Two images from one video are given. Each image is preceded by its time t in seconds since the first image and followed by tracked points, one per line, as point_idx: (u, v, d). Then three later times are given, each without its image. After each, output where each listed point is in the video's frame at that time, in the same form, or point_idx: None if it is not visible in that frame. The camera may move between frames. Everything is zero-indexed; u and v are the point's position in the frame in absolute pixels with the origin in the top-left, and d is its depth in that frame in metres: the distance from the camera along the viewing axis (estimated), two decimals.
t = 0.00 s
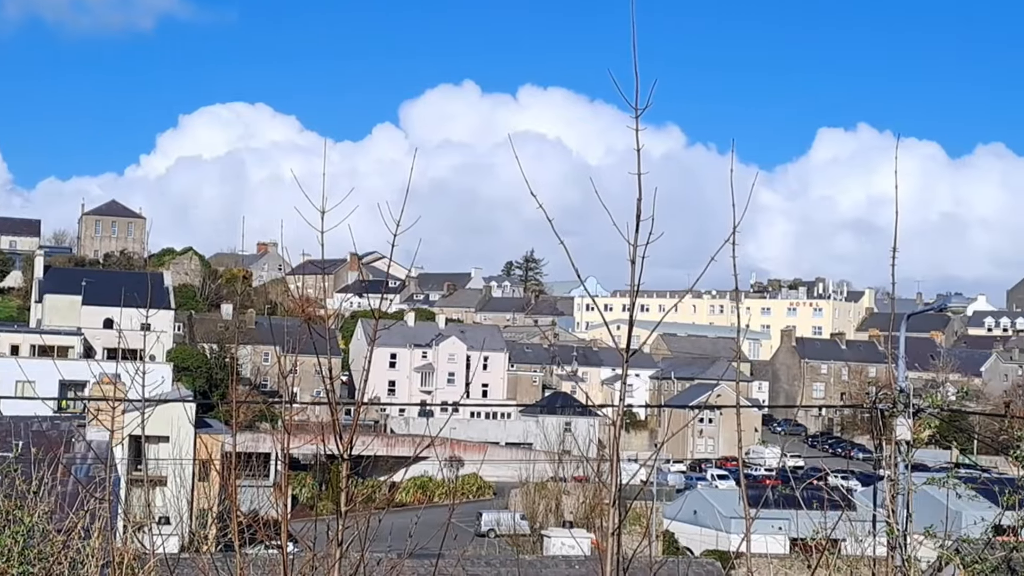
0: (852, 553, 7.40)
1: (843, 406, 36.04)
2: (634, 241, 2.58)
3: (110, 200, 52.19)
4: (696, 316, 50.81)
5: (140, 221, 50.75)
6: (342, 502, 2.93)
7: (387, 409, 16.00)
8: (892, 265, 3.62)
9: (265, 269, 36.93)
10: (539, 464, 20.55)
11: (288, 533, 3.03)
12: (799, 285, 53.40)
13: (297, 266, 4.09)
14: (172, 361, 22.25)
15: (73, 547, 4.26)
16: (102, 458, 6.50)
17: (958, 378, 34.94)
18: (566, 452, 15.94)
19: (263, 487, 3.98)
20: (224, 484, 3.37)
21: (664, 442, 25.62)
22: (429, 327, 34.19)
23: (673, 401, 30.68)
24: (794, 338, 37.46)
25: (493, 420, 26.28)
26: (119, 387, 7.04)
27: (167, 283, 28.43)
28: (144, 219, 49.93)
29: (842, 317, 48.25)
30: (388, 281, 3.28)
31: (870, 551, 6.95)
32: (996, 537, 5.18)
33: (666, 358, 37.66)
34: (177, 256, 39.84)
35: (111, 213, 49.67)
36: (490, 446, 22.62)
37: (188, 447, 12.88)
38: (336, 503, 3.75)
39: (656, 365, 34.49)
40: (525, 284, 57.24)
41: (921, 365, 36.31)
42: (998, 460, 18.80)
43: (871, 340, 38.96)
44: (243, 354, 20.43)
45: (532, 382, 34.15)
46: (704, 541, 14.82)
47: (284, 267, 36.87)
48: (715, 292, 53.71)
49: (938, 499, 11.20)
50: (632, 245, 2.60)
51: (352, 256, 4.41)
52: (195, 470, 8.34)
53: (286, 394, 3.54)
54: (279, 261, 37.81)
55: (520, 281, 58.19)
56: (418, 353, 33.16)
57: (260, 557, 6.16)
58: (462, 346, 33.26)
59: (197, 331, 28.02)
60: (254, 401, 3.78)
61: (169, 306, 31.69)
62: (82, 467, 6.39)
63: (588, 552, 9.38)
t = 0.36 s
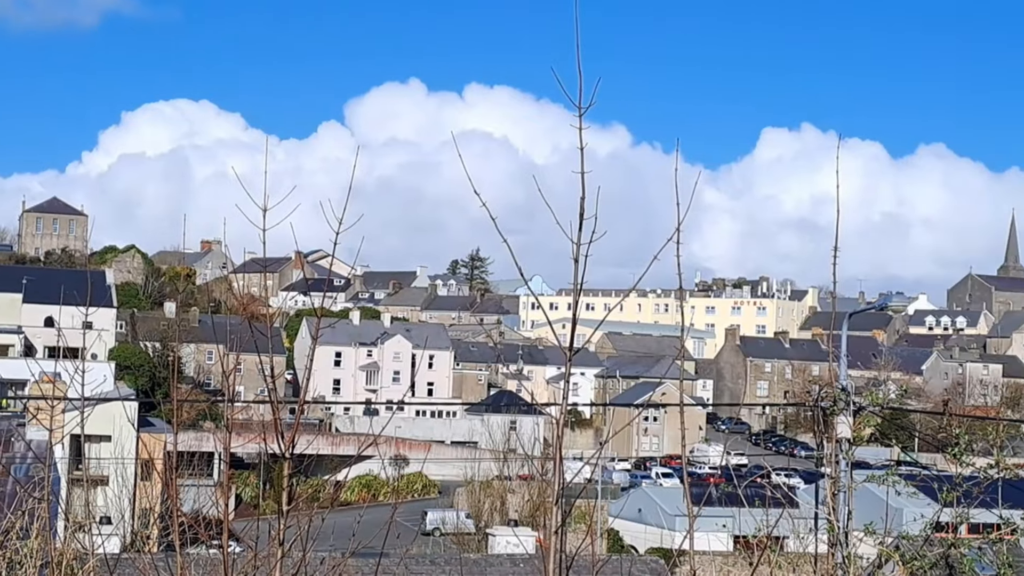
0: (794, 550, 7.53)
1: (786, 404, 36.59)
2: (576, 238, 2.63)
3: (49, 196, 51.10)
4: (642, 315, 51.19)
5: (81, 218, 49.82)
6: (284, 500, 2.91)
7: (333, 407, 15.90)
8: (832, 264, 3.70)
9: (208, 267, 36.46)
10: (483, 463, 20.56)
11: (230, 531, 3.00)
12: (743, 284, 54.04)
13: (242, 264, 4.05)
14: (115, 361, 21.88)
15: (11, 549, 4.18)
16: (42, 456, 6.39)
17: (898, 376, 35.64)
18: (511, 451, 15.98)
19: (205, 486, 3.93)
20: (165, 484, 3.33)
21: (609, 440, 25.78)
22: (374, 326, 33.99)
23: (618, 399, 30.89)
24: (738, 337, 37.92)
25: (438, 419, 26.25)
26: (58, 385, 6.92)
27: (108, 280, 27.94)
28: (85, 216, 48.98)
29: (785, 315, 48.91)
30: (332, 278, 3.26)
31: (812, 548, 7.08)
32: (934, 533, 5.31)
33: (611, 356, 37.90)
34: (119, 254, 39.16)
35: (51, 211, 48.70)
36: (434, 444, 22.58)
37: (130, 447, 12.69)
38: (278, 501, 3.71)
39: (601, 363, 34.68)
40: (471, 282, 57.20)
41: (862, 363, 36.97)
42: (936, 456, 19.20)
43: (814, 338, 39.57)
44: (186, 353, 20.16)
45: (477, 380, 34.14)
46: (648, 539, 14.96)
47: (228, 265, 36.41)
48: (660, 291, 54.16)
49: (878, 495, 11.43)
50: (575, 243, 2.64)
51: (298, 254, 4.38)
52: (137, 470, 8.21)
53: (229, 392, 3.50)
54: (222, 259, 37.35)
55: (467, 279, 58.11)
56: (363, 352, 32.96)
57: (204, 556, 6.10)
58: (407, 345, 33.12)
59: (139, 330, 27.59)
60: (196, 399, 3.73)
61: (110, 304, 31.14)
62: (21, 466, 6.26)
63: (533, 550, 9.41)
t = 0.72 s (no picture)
0: (747, 547, 7.60)
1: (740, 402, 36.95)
2: (531, 238, 2.66)
3: None
4: (598, 313, 51.41)
5: (32, 214, 49.03)
6: (237, 499, 2.88)
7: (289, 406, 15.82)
8: (786, 264, 3.77)
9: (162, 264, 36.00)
10: (440, 461, 20.53)
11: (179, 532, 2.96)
12: (699, 282, 54.50)
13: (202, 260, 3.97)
14: (67, 359, 21.53)
15: None
16: None
17: (851, 374, 36.16)
18: (468, 448, 15.99)
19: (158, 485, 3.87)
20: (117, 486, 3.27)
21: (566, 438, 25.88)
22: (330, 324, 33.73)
23: (574, 398, 31.00)
24: (693, 335, 38.23)
25: (394, 417, 26.18)
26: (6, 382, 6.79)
27: (60, 277, 27.48)
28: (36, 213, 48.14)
29: (741, 314, 49.35)
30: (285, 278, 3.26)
31: (766, 546, 7.16)
32: (888, 531, 5.39)
33: (567, 354, 38.02)
34: (72, 251, 38.54)
35: (2, 207, 47.88)
36: (390, 442, 22.50)
37: (84, 445, 12.52)
38: (232, 503, 3.67)
39: (557, 361, 34.78)
40: (428, 281, 57.06)
41: (815, 361, 37.44)
42: (889, 453, 19.50)
43: (768, 336, 39.99)
44: (140, 351, 19.92)
45: (433, 378, 34.07)
46: (603, 537, 15.02)
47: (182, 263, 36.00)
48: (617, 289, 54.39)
49: (831, 493, 11.61)
50: (531, 241, 2.66)
51: (253, 254, 4.31)
52: (90, 468, 8.09)
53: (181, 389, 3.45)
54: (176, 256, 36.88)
55: (423, 277, 57.94)
56: (318, 350, 32.73)
57: (156, 555, 6.04)
58: (364, 342, 32.96)
59: (92, 327, 27.18)
60: (147, 396, 3.67)
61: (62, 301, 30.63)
62: None
63: (490, 549, 9.44)
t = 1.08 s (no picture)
0: (691, 545, 7.67)
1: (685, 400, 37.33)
2: (477, 236, 2.65)
3: None
4: (544, 310, 51.57)
5: None
6: (177, 498, 2.85)
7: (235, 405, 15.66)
8: (727, 265, 3.83)
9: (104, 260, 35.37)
10: (385, 459, 20.44)
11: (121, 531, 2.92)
12: (644, 281, 54.94)
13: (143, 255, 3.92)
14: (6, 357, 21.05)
15: None
16: None
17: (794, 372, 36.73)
18: (413, 446, 15.95)
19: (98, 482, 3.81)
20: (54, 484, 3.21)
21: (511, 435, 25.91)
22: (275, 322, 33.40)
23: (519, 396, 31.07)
24: (639, 333, 38.53)
25: (339, 415, 26.00)
26: None
27: None
28: None
29: (687, 312, 49.80)
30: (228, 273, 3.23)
31: (709, 542, 7.23)
32: (828, 528, 5.48)
33: (514, 352, 38.08)
34: (10, 246, 37.69)
35: None
36: (335, 441, 22.32)
37: (26, 444, 12.26)
38: (173, 501, 3.62)
39: (502, 359, 34.81)
40: (374, 278, 56.70)
41: (759, 360, 37.97)
42: (830, 450, 19.85)
43: (713, 335, 40.45)
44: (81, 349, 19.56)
45: (379, 376, 33.89)
46: (548, 535, 14.98)
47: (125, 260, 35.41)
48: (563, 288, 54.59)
49: (774, 489, 11.79)
50: (475, 239, 2.66)
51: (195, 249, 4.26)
52: (29, 469, 7.92)
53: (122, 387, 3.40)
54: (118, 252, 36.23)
55: (369, 275, 57.64)
56: (263, 348, 32.38)
57: (94, 557, 5.95)
58: (309, 340, 32.69)
59: (32, 324, 26.60)
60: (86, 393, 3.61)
61: None
62: None
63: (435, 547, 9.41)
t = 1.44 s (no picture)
0: (641, 543, 7.74)
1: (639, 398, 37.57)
2: (429, 233, 2.65)
3: None
4: (498, 308, 51.60)
5: None
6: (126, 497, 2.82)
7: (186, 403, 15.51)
8: (679, 265, 3.86)
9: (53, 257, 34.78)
10: (338, 457, 20.33)
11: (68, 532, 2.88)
12: (599, 279, 55.20)
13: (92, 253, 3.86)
14: None
15: None
16: None
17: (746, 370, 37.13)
18: (367, 444, 15.89)
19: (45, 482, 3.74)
20: None
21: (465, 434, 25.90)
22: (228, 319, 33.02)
23: (474, 394, 31.07)
24: (593, 331, 38.72)
25: (292, 413, 25.80)
26: None
27: None
28: None
29: (642, 311, 50.10)
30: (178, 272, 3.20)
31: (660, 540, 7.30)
32: (781, 525, 5.54)
33: (468, 350, 38.06)
34: None
35: None
36: (287, 439, 22.11)
37: None
38: (123, 500, 3.57)
39: (456, 357, 34.77)
40: (328, 276, 56.35)
41: (712, 358, 38.32)
42: (782, 448, 20.09)
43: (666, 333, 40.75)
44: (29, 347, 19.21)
45: (332, 374, 33.68)
46: (502, 533, 14.99)
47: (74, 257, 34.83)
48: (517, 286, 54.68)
49: (725, 486, 11.93)
50: (427, 237, 2.65)
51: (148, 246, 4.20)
52: None
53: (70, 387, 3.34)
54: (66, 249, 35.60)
55: (323, 272, 57.27)
56: (216, 345, 32.00)
57: (42, 556, 5.86)
58: (262, 338, 32.25)
59: None
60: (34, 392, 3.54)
61: None
62: None
63: (387, 545, 9.36)
